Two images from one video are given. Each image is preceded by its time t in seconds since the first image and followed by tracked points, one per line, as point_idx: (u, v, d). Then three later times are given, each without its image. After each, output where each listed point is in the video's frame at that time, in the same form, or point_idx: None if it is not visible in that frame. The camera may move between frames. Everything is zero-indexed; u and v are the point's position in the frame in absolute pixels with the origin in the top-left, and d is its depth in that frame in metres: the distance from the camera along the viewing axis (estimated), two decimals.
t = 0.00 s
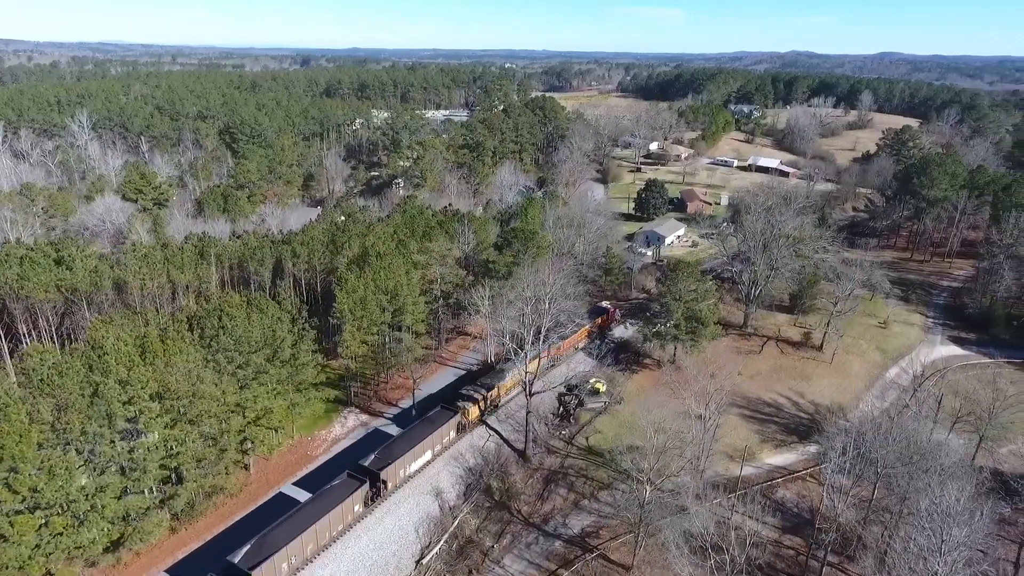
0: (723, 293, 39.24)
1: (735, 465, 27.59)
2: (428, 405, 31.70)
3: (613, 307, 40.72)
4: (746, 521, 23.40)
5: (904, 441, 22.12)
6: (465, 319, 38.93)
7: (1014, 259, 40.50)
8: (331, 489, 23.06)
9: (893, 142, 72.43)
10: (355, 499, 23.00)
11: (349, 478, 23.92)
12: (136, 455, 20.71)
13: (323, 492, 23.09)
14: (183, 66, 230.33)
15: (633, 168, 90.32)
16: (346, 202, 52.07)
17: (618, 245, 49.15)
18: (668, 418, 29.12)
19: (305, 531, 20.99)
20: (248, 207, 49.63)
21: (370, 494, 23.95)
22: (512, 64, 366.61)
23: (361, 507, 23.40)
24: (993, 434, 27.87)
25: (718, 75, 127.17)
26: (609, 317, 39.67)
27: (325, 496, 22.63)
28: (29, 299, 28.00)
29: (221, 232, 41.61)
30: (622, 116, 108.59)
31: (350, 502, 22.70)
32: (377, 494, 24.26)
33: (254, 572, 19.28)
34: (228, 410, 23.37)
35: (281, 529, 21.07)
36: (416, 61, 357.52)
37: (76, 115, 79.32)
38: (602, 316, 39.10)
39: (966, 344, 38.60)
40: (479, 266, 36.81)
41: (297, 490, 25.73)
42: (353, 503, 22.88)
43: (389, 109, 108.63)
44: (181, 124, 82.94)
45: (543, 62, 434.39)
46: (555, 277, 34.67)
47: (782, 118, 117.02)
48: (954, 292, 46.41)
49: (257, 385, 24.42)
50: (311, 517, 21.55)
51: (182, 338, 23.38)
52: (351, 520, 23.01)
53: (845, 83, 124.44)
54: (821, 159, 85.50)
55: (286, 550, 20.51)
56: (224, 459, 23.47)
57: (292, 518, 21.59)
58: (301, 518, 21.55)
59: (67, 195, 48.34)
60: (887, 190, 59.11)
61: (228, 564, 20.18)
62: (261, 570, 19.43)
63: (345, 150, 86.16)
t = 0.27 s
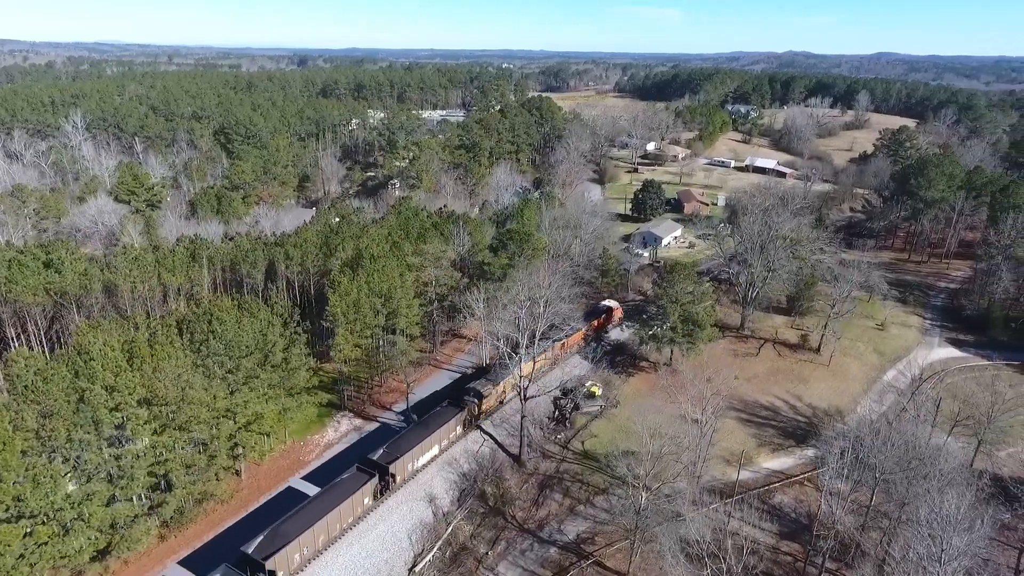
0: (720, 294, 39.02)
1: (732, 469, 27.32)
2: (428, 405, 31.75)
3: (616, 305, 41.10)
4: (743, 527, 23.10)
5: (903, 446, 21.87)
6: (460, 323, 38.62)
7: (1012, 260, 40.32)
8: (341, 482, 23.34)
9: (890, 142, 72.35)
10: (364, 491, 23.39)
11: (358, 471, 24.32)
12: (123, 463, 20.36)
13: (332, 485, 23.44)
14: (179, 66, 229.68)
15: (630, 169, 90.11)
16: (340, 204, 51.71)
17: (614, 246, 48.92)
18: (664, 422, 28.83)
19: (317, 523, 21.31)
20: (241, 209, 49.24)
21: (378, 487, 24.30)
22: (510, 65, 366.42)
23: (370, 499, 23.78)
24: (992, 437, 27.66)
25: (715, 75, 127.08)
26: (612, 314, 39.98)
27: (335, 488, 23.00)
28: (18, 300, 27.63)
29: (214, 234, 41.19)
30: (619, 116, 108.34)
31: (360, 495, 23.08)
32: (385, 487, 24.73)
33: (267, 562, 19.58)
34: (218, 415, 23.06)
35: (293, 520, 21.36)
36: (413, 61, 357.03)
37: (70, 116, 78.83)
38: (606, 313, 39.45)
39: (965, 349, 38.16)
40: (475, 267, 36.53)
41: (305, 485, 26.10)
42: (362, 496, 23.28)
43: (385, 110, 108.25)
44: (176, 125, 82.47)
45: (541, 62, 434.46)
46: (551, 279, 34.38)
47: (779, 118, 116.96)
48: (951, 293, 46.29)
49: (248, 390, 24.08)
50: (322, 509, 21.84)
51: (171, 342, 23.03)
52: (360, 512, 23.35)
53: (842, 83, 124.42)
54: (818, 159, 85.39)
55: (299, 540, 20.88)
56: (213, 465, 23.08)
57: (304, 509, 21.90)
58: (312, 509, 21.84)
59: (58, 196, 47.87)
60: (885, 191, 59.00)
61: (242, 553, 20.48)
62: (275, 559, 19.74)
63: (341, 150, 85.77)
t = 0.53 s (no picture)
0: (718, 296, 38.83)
1: (730, 473, 27.07)
2: (425, 407, 31.53)
3: (618, 303, 41.58)
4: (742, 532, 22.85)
5: (903, 450, 21.63)
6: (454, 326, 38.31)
7: (1011, 262, 40.12)
8: (352, 476, 24.00)
9: (888, 142, 72.24)
10: (375, 484, 24.05)
11: (369, 464, 24.99)
12: (112, 470, 20.05)
13: (343, 478, 24.08)
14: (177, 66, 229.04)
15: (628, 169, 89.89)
16: (336, 205, 51.40)
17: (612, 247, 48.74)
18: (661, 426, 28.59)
19: (330, 514, 21.96)
20: (236, 210, 48.85)
21: (388, 480, 24.93)
22: (508, 65, 366.68)
23: (380, 492, 24.43)
24: (992, 441, 27.43)
25: (713, 76, 126.95)
26: (615, 313, 40.39)
27: (347, 481, 23.65)
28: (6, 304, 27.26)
29: (208, 236, 40.83)
30: (617, 116, 108.09)
31: (371, 488, 23.74)
32: (395, 481, 25.41)
33: (283, 551, 20.25)
34: (209, 420, 22.75)
35: (307, 511, 22.01)
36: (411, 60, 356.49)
37: (65, 116, 78.41)
38: (608, 311, 39.91)
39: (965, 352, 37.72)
40: (471, 269, 36.31)
41: (315, 477, 26.55)
42: (373, 489, 23.93)
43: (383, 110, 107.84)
44: (171, 125, 82.00)
45: (539, 62, 434.59)
46: (547, 281, 34.19)
47: (776, 118, 116.84)
48: (950, 294, 46.13)
49: (240, 395, 23.80)
50: (334, 501, 22.50)
51: (162, 347, 22.74)
52: (371, 504, 23.97)
53: (839, 83, 124.35)
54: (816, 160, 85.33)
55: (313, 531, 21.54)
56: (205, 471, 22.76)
57: (318, 500, 22.56)
58: (326, 501, 22.49)
59: (51, 197, 47.45)
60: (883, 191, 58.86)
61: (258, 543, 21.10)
62: (290, 549, 20.38)
63: (337, 150, 85.37)
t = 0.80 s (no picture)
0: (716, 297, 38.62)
1: (730, 477, 26.83)
2: (421, 410, 31.27)
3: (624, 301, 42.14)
4: (741, 537, 22.62)
5: (904, 455, 21.38)
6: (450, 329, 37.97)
7: (1011, 263, 39.92)
8: (365, 467, 24.46)
9: (887, 143, 72.06)
10: (387, 476, 24.51)
11: (380, 457, 25.44)
12: (103, 476, 19.76)
13: (356, 470, 24.54)
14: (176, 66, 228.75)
15: (627, 170, 89.64)
16: (332, 206, 51.08)
17: (610, 248, 48.55)
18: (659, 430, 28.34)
19: (344, 504, 22.43)
20: (232, 210, 48.53)
21: (399, 472, 25.35)
22: (506, 65, 366.91)
23: (392, 484, 24.89)
24: (993, 444, 27.22)
25: (711, 76, 126.74)
26: (620, 310, 40.94)
27: (360, 472, 24.13)
28: None
29: (203, 238, 40.50)
30: (615, 117, 107.81)
31: (384, 479, 24.21)
32: (406, 473, 25.87)
33: (299, 540, 20.72)
34: (202, 425, 22.48)
35: (322, 501, 22.48)
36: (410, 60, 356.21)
37: (62, 116, 78.10)
38: (614, 309, 40.51)
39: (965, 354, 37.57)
40: (468, 271, 36.10)
41: (326, 471, 26.96)
42: (385, 481, 24.40)
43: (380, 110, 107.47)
44: (168, 126, 81.62)
45: (538, 62, 434.52)
46: (545, 283, 33.95)
47: (775, 118, 116.66)
48: (950, 295, 45.92)
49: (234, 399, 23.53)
50: (348, 492, 22.94)
51: (154, 350, 22.46)
52: (383, 496, 24.43)
53: (838, 83, 124.16)
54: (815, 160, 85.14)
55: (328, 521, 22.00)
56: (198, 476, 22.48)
57: (332, 491, 23.03)
58: (340, 492, 22.92)
59: (46, 199, 47.13)
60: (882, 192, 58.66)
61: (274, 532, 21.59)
62: (306, 538, 20.86)
63: (335, 151, 85.01)
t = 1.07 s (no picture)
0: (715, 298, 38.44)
1: (729, 481, 26.66)
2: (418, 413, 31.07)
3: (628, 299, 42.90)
4: (740, 543, 22.41)
5: (906, 460, 21.13)
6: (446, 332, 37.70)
7: (1011, 265, 39.71)
8: (377, 459, 24.98)
9: (886, 143, 71.88)
10: (400, 467, 25.02)
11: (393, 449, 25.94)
12: (96, 481, 19.51)
13: (369, 462, 25.06)
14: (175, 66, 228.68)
15: (626, 171, 89.47)
16: (329, 207, 50.81)
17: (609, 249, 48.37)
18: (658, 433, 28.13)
19: (358, 495, 22.93)
20: (229, 212, 48.30)
21: (411, 464, 25.82)
22: (506, 66, 367.71)
23: (404, 476, 25.38)
24: (994, 448, 27.05)
25: (711, 76, 126.53)
26: (624, 309, 41.62)
27: (373, 464, 24.66)
28: None
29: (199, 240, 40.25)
30: (614, 117, 107.58)
31: (397, 471, 24.73)
32: (418, 465, 26.33)
33: (315, 529, 21.25)
34: (197, 429, 22.23)
35: (336, 492, 23.00)
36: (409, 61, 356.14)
37: (61, 116, 77.98)
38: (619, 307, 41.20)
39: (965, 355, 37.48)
40: (466, 272, 35.90)
41: (331, 469, 27.14)
42: (398, 472, 24.91)
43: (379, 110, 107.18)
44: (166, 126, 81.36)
45: (537, 62, 434.75)
46: (543, 285, 33.73)
47: (774, 118, 116.47)
48: (950, 296, 45.74)
49: (229, 402, 23.31)
50: (362, 483, 23.47)
51: (148, 354, 22.24)
52: (396, 487, 24.94)
53: (837, 84, 123.97)
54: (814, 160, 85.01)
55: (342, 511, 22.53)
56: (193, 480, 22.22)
57: (347, 482, 23.55)
58: (353, 484, 23.44)
59: (42, 200, 46.89)
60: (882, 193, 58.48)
61: (290, 522, 22.13)
62: (322, 527, 21.40)
63: (333, 152, 84.74)
